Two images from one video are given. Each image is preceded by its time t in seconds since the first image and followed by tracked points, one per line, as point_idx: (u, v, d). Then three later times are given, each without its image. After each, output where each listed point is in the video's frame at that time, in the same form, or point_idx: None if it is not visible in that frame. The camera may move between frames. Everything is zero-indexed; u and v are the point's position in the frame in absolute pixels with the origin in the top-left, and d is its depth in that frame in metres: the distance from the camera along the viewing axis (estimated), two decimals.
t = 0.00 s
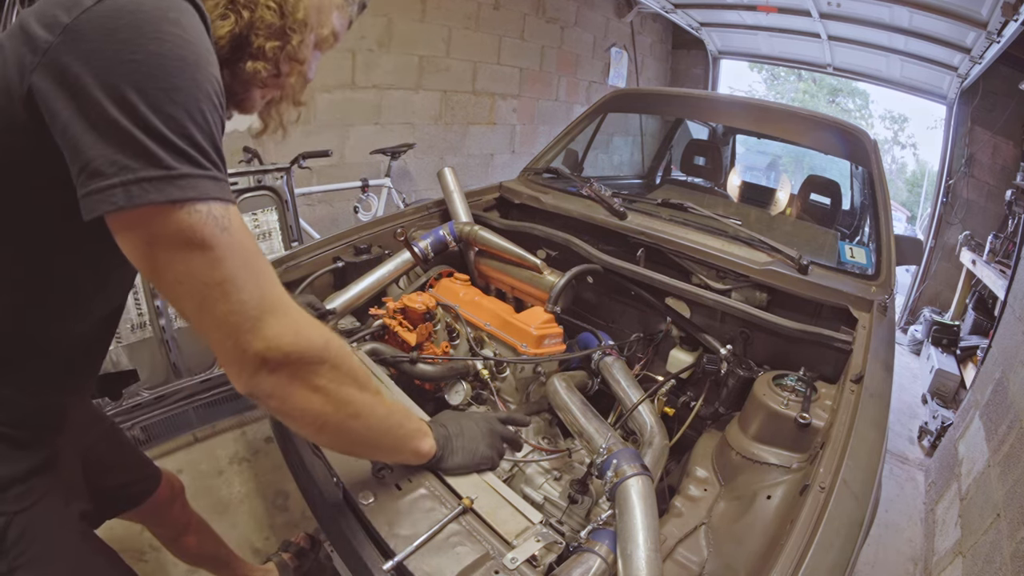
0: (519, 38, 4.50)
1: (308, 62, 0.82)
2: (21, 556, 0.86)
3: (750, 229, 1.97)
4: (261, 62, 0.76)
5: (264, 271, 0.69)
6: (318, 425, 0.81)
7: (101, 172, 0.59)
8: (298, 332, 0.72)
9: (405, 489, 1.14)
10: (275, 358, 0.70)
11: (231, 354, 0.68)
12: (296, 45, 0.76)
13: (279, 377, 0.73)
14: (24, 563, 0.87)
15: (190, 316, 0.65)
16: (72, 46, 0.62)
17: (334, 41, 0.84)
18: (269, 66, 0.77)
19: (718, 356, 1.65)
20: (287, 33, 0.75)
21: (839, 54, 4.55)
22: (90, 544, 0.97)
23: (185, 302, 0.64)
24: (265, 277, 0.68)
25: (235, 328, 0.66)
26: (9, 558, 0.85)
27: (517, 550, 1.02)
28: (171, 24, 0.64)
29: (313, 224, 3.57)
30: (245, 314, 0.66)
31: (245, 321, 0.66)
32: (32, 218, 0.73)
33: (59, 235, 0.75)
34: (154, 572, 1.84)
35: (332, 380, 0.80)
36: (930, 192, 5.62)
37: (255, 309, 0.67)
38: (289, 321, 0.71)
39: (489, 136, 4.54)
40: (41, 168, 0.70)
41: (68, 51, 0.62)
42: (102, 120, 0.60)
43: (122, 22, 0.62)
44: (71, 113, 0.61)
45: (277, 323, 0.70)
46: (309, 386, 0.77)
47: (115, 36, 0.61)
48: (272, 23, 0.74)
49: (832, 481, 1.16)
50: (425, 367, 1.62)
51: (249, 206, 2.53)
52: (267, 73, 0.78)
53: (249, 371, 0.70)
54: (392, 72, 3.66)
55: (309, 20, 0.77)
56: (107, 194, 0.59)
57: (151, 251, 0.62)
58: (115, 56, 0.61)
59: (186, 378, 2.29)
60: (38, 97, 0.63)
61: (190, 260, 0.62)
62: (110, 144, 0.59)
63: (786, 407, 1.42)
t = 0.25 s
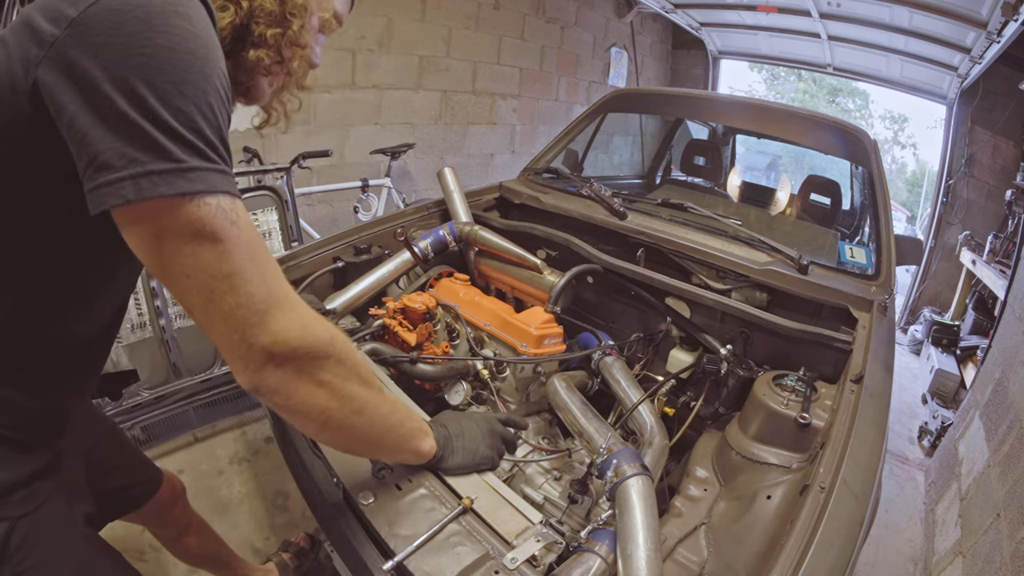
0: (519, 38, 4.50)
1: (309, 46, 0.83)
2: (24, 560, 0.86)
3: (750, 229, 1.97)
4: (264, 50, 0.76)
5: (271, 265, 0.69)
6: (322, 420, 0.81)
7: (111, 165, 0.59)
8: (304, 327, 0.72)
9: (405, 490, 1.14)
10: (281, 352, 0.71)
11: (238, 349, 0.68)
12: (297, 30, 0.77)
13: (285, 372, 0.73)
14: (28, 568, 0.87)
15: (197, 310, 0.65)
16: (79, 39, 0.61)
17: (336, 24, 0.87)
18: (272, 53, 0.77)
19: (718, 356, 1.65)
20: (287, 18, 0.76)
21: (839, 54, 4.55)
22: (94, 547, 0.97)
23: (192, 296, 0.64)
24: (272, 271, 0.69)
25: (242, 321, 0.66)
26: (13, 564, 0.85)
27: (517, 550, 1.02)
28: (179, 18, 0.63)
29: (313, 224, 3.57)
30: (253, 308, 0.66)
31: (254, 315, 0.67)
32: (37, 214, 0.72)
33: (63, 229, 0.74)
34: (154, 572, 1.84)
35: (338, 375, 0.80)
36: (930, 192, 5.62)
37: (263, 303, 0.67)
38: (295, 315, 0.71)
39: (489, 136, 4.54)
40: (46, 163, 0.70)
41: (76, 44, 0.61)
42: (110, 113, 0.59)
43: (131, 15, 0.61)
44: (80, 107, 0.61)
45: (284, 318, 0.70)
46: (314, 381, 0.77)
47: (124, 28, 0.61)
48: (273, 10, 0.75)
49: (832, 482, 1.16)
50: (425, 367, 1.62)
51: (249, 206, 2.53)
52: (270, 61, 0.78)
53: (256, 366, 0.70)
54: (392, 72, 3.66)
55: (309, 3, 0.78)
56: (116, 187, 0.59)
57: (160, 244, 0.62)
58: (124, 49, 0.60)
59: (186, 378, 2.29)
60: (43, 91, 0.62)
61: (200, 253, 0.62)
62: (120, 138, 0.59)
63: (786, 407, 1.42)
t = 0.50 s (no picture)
0: (519, 38, 4.50)
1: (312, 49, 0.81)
2: (27, 563, 0.86)
3: (750, 229, 1.97)
4: (264, 49, 0.76)
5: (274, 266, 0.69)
6: (327, 424, 0.82)
7: (115, 163, 0.58)
8: (307, 328, 0.72)
9: (405, 490, 1.14)
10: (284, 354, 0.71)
11: (240, 351, 0.68)
12: (298, 30, 0.76)
13: (288, 373, 0.73)
14: (31, 572, 0.87)
15: (200, 311, 0.65)
16: (87, 35, 0.60)
17: (339, 27, 0.86)
18: (272, 53, 0.77)
19: (718, 356, 1.65)
20: (289, 18, 0.75)
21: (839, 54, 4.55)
22: (96, 548, 0.97)
23: (195, 297, 0.64)
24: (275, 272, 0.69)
25: (245, 322, 0.66)
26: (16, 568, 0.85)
27: (517, 550, 1.02)
28: (187, 15, 0.63)
29: (313, 224, 3.57)
30: (256, 309, 0.66)
31: (257, 316, 0.67)
32: (43, 213, 0.72)
33: (65, 227, 0.74)
34: (154, 572, 1.84)
35: (341, 377, 0.80)
36: (930, 192, 5.63)
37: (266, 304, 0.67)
38: (298, 317, 0.71)
39: (489, 136, 4.54)
40: (51, 163, 0.70)
41: (84, 41, 0.60)
42: (117, 110, 0.59)
43: (140, 13, 0.61)
44: (85, 103, 0.60)
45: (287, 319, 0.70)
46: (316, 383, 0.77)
47: (132, 26, 0.60)
48: (274, 10, 0.74)
49: (832, 482, 1.16)
50: (425, 367, 1.62)
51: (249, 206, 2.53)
52: (271, 61, 0.78)
53: (259, 369, 0.70)
54: (392, 72, 3.66)
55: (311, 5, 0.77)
56: (121, 184, 0.58)
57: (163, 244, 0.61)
58: (132, 46, 0.60)
59: (186, 378, 2.30)
60: (51, 87, 0.62)
61: (204, 252, 0.62)
62: (125, 135, 0.59)
63: (786, 407, 1.42)
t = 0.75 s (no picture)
0: (519, 38, 4.50)
1: (317, 55, 0.81)
2: (30, 564, 0.86)
3: (750, 229, 1.97)
4: (269, 52, 0.77)
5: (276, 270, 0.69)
6: (327, 428, 0.82)
7: (119, 164, 0.58)
8: (308, 333, 0.72)
9: (405, 489, 1.14)
10: (284, 358, 0.70)
11: (241, 356, 0.68)
12: (303, 35, 0.76)
13: (287, 377, 0.73)
14: (33, 573, 0.86)
15: (200, 314, 0.65)
16: (93, 34, 0.60)
17: (344, 33, 0.85)
18: (277, 56, 0.77)
19: (718, 356, 1.65)
20: (295, 23, 0.76)
21: (839, 54, 4.55)
22: (98, 548, 0.97)
23: (196, 300, 0.64)
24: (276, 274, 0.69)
25: (247, 326, 0.66)
26: (19, 568, 0.85)
27: (517, 550, 1.02)
28: (193, 17, 0.63)
29: (313, 224, 3.57)
30: (257, 313, 0.66)
31: (258, 320, 0.67)
32: (47, 215, 0.72)
33: (69, 228, 0.74)
34: (154, 572, 1.84)
35: (341, 382, 0.80)
36: (930, 192, 5.63)
37: (267, 307, 0.67)
38: (298, 320, 0.72)
39: (488, 136, 4.54)
40: (56, 162, 0.70)
41: (90, 41, 0.60)
42: (122, 110, 0.59)
43: (147, 13, 0.60)
44: (90, 103, 0.60)
45: (288, 324, 0.70)
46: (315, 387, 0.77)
47: (138, 26, 0.60)
48: (281, 13, 0.75)
49: (832, 482, 1.16)
50: (425, 367, 1.62)
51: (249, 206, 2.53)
52: (275, 64, 0.78)
53: (259, 374, 0.70)
54: (392, 72, 3.66)
55: (318, 10, 0.77)
56: (125, 186, 0.58)
57: (165, 247, 0.61)
58: (137, 47, 0.59)
59: (186, 378, 2.30)
60: (56, 85, 0.62)
61: (207, 254, 0.62)
62: (129, 136, 0.59)
63: (786, 407, 1.42)
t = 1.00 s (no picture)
0: (519, 38, 4.50)
1: (314, 67, 0.82)
2: (30, 565, 0.87)
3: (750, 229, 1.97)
4: (264, 58, 0.77)
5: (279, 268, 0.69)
6: (330, 427, 0.82)
7: (122, 163, 0.58)
8: (311, 331, 0.73)
9: (405, 489, 1.14)
10: (287, 356, 0.71)
11: (244, 355, 0.68)
12: (300, 46, 0.77)
13: (290, 375, 0.73)
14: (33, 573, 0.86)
15: (203, 313, 0.65)
16: (96, 33, 0.60)
17: (343, 47, 0.84)
18: (273, 63, 0.77)
19: (718, 356, 1.66)
20: (292, 31, 0.76)
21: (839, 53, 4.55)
22: (98, 549, 0.98)
23: (199, 299, 0.64)
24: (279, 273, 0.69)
25: (250, 325, 0.66)
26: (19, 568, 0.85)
27: (517, 550, 1.02)
28: (196, 16, 0.62)
29: (313, 224, 3.57)
30: (261, 312, 0.67)
31: (261, 319, 0.67)
32: (50, 216, 0.72)
33: (74, 228, 0.74)
34: (154, 572, 1.84)
35: (345, 380, 0.81)
36: (930, 192, 5.63)
37: (270, 305, 0.67)
38: (301, 319, 0.72)
39: (489, 136, 4.54)
40: (58, 166, 0.69)
41: (94, 40, 0.60)
42: (126, 109, 0.59)
43: (149, 12, 0.60)
44: (93, 101, 0.60)
45: (291, 321, 0.70)
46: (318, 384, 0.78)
47: (141, 25, 0.60)
48: (280, 20, 0.75)
49: (832, 482, 1.16)
50: (425, 367, 1.62)
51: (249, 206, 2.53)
52: (270, 71, 0.78)
53: (263, 373, 0.70)
54: (392, 72, 3.66)
55: (318, 21, 0.77)
56: (127, 185, 0.58)
57: (168, 245, 0.61)
58: (140, 45, 0.59)
59: (186, 379, 2.31)
60: (57, 84, 0.61)
61: (211, 253, 0.62)
62: (133, 135, 0.59)
63: (786, 407, 1.42)
